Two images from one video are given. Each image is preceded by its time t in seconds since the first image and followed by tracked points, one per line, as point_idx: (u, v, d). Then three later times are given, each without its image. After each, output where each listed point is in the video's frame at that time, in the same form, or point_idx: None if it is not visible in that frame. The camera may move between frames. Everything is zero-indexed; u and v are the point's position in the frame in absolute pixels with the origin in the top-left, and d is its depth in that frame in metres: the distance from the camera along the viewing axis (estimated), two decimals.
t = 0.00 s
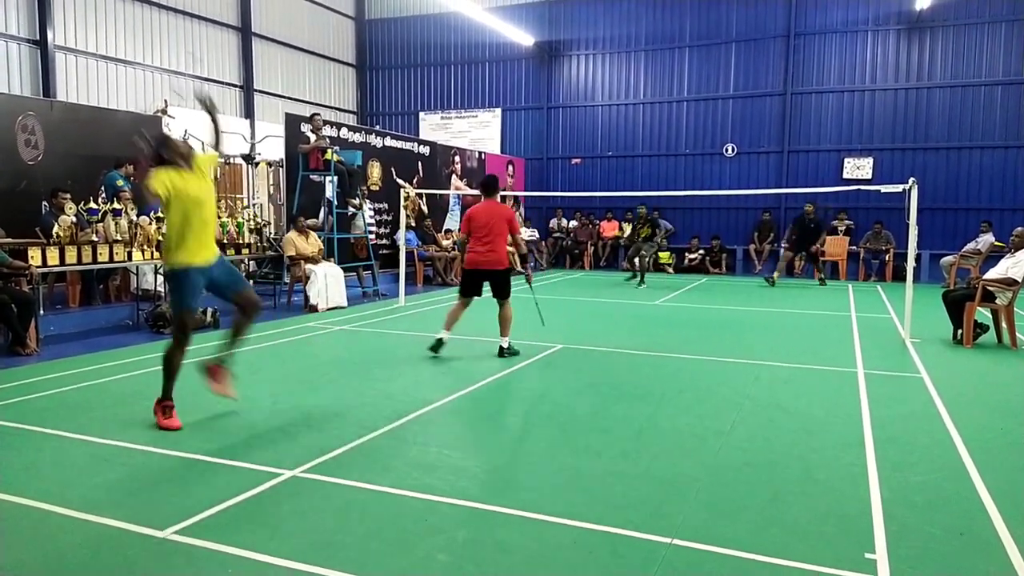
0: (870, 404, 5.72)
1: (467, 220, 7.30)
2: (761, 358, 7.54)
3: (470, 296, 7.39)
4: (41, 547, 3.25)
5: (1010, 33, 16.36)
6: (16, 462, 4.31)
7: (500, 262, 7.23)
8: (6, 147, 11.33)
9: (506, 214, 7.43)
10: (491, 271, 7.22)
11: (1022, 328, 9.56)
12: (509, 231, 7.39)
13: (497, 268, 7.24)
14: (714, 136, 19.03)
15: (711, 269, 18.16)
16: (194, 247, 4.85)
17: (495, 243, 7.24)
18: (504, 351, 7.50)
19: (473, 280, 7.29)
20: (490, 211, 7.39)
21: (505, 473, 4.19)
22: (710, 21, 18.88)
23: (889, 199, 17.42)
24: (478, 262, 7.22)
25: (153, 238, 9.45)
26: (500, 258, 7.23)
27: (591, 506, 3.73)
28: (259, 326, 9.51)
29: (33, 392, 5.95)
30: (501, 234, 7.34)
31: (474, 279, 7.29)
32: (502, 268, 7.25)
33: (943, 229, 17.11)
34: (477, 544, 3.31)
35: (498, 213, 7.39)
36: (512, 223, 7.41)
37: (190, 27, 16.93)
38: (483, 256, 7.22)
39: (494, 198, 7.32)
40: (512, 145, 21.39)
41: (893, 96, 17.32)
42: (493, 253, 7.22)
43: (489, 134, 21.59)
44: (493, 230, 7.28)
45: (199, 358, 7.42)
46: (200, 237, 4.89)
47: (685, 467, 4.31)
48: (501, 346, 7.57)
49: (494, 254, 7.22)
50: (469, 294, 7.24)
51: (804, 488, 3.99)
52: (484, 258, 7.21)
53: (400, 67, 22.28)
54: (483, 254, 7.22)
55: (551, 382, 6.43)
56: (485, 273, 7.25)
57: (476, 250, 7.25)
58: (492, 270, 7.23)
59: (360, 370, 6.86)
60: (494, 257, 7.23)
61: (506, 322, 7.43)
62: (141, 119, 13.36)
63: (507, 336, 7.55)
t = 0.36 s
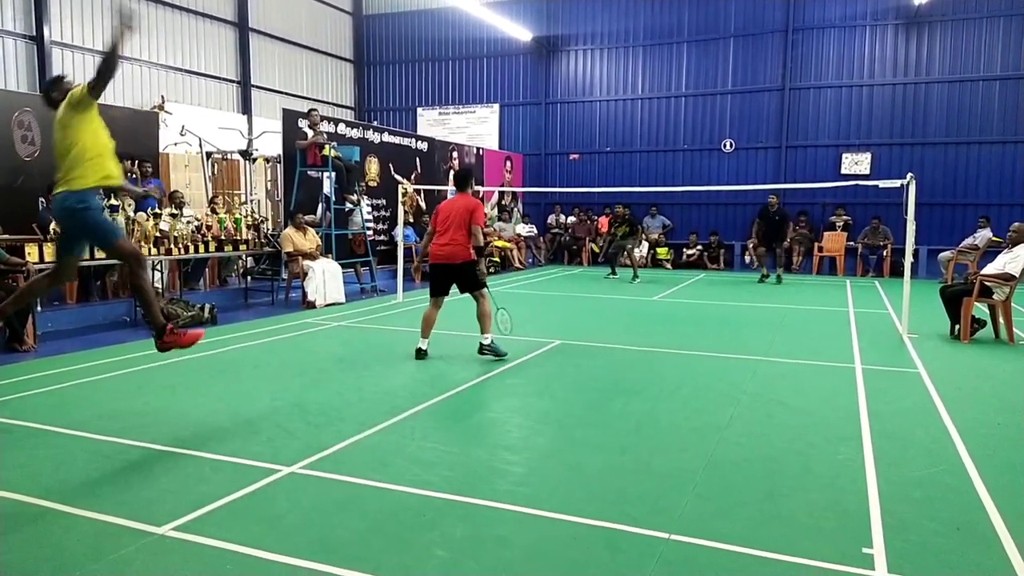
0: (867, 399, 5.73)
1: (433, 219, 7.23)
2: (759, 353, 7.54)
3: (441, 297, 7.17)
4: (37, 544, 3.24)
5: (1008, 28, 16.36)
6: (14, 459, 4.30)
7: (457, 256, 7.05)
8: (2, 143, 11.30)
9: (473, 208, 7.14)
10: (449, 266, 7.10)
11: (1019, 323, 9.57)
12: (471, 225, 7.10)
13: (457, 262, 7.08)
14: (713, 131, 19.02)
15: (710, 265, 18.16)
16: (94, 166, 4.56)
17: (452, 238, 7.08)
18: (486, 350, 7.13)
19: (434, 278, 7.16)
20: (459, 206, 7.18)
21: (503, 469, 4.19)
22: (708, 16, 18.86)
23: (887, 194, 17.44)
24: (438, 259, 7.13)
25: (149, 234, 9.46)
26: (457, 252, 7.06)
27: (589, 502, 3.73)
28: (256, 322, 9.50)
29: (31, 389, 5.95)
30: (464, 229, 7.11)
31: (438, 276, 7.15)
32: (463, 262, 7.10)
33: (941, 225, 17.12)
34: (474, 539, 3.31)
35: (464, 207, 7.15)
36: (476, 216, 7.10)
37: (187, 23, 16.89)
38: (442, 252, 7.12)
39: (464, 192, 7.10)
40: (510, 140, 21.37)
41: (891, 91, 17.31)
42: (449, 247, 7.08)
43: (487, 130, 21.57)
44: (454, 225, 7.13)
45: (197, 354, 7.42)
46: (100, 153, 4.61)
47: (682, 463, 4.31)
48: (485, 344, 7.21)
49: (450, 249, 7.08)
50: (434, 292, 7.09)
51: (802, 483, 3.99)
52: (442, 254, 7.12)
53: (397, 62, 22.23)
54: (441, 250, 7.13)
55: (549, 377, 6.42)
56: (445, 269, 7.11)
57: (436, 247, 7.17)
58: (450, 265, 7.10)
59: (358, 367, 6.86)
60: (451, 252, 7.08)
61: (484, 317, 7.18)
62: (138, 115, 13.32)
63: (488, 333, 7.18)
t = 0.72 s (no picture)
0: (866, 393, 5.74)
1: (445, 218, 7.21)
2: (758, 348, 7.55)
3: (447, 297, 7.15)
4: (38, 541, 3.25)
5: (1006, 22, 16.34)
6: (13, 457, 4.30)
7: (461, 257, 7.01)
8: None
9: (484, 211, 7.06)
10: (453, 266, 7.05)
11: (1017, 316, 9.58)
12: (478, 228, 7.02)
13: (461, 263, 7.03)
14: (711, 126, 19.00)
15: (709, 260, 18.16)
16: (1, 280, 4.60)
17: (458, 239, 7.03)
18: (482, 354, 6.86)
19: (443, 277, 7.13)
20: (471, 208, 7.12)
21: (503, 464, 4.20)
22: (707, 10, 18.82)
23: (885, 188, 17.44)
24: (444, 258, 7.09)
25: (148, 230, 9.46)
26: (462, 254, 7.00)
27: (589, 497, 3.74)
28: (255, 318, 9.50)
29: (30, 386, 5.94)
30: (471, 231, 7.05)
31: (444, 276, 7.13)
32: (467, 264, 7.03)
33: (939, 218, 17.13)
34: (475, 534, 3.32)
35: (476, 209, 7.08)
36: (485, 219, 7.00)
37: (184, 19, 16.83)
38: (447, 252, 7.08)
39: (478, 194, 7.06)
40: (508, 135, 21.35)
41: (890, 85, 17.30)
42: (454, 247, 7.03)
43: (485, 125, 21.55)
44: (462, 227, 7.08)
45: (196, 350, 7.42)
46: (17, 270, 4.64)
47: (682, 457, 4.32)
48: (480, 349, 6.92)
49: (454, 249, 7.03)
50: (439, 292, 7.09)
51: (801, 477, 4.00)
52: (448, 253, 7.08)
53: (395, 58, 22.19)
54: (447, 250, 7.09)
55: (549, 373, 6.42)
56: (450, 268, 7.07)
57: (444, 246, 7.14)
58: (454, 266, 7.05)
59: (358, 363, 6.86)
60: (456, 252, 7.03)
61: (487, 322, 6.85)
62: (136, 111, 13.29)
63: (486, 338, 6.88)
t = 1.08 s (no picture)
0: (867, 392, 5.74)
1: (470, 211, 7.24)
2: (759, 347, 7.55)
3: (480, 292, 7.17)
4: (39, 538, 3.25)
5: (1009, 20, 16.31)
6: (15, 453, 4.31)
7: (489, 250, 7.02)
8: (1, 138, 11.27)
9: (513, 203, 7.08)
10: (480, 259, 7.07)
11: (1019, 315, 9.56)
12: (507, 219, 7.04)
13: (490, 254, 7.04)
14: (713, 124, 18.98)
15: (710, 258, 18.14)
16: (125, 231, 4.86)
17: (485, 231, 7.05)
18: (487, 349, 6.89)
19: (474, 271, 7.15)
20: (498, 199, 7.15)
21: (504, 463, 4.20)
22: (709, 8, 18.78)
23: (887, 186, 17.42)
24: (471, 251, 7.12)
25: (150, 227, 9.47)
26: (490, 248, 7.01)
27: (589, 495, 3.74)
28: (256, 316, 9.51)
29: (32, 382, 5.95)
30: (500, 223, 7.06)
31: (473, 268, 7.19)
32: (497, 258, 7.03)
33: (941, 217, 17.12)
34: (475, 532, 3.32)
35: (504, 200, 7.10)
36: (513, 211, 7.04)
37: (185, 15, 16.81)
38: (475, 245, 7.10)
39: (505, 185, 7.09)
40: (510, 133, 21.34)
41: (891, 84, 17.28)
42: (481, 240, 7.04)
43: (486, 123, 21.54)
44: (492, 220, 7.08)
45: (197, 347, 7.43)
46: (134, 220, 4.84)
47: (683, 456, 4.32)
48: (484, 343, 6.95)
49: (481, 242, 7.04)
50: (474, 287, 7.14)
51: (802, 476, 4.00)
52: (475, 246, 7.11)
53: (396, 55, 22.18)
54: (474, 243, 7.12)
55: (550, 371, 6.42)
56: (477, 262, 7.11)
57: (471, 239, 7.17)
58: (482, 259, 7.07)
59: (359, 360, 6.87)
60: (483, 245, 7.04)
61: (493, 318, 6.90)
62: (137, 108, 13.30)
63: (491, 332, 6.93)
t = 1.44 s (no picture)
0: (868, 399, 5.74)
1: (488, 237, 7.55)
2: (759, 353, 7.55)
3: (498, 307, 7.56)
4: (38, 539, 3.25)
5: (1010, 29, 16.35)
6: (14, 454, 4.31)
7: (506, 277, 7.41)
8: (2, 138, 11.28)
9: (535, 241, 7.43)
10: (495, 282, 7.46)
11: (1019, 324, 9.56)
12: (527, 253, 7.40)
13: (506, 281, 7.43)
14: (713, 130, 19.01)
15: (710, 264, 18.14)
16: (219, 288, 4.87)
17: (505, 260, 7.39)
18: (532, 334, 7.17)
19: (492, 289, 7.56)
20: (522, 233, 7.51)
21: (503, 467, 4.20)
22: (711, 14, 18.82)
23: (887, 194, 17.43)
24: (486, 275, 7.51)
25: (149, 229, 9.43)
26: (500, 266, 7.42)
27: (588, 500, 3.74)
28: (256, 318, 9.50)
29: (31, 384, 5.95)
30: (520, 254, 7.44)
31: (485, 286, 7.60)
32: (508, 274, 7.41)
33: (941, 225, 17.12)
34: (474, 537, 3.31)
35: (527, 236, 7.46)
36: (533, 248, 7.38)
37: (187, 18, 16.84)
38: (492, 269, 7.48)
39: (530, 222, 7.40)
40: (511, 138, 21.37)
41: (892, 92, 17.31)
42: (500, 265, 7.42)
43: (488, 128, 21.57)
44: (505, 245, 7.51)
45: (197, 350, 7.43)
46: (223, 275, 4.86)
47: (682, 462, 4.32)
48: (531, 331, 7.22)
49: (500, 267, 7.42)
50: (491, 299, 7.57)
51: (801, 482, 4.00)
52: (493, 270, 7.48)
53: (398, 59, 22.22)
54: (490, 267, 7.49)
55: (549, 376, 6.42)
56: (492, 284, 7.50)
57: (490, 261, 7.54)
58: (500, 283, 7.45)
59: (359, 363, 6.87)
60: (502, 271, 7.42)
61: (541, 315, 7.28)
62: (139, 109, 13.31)
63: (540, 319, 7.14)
